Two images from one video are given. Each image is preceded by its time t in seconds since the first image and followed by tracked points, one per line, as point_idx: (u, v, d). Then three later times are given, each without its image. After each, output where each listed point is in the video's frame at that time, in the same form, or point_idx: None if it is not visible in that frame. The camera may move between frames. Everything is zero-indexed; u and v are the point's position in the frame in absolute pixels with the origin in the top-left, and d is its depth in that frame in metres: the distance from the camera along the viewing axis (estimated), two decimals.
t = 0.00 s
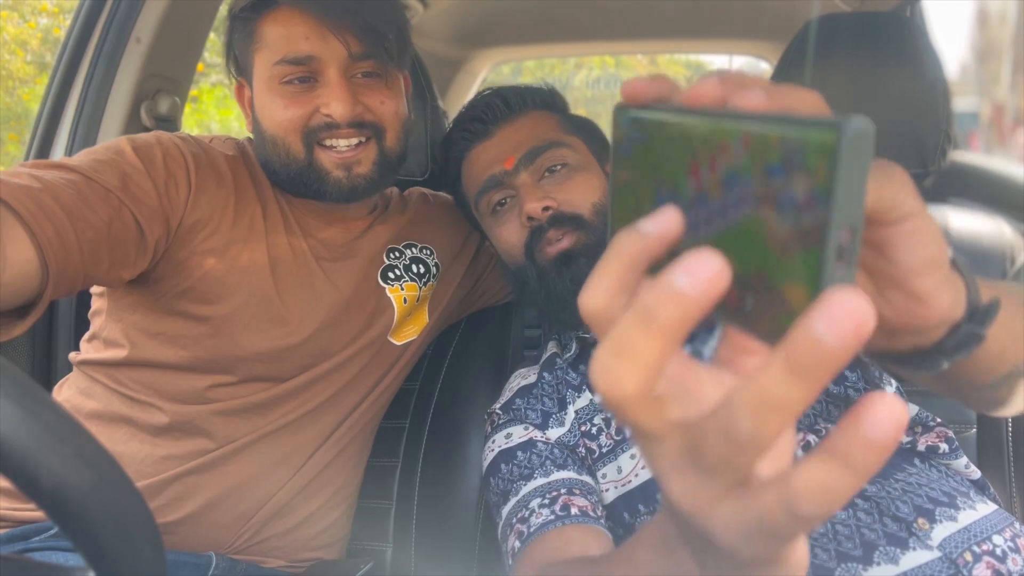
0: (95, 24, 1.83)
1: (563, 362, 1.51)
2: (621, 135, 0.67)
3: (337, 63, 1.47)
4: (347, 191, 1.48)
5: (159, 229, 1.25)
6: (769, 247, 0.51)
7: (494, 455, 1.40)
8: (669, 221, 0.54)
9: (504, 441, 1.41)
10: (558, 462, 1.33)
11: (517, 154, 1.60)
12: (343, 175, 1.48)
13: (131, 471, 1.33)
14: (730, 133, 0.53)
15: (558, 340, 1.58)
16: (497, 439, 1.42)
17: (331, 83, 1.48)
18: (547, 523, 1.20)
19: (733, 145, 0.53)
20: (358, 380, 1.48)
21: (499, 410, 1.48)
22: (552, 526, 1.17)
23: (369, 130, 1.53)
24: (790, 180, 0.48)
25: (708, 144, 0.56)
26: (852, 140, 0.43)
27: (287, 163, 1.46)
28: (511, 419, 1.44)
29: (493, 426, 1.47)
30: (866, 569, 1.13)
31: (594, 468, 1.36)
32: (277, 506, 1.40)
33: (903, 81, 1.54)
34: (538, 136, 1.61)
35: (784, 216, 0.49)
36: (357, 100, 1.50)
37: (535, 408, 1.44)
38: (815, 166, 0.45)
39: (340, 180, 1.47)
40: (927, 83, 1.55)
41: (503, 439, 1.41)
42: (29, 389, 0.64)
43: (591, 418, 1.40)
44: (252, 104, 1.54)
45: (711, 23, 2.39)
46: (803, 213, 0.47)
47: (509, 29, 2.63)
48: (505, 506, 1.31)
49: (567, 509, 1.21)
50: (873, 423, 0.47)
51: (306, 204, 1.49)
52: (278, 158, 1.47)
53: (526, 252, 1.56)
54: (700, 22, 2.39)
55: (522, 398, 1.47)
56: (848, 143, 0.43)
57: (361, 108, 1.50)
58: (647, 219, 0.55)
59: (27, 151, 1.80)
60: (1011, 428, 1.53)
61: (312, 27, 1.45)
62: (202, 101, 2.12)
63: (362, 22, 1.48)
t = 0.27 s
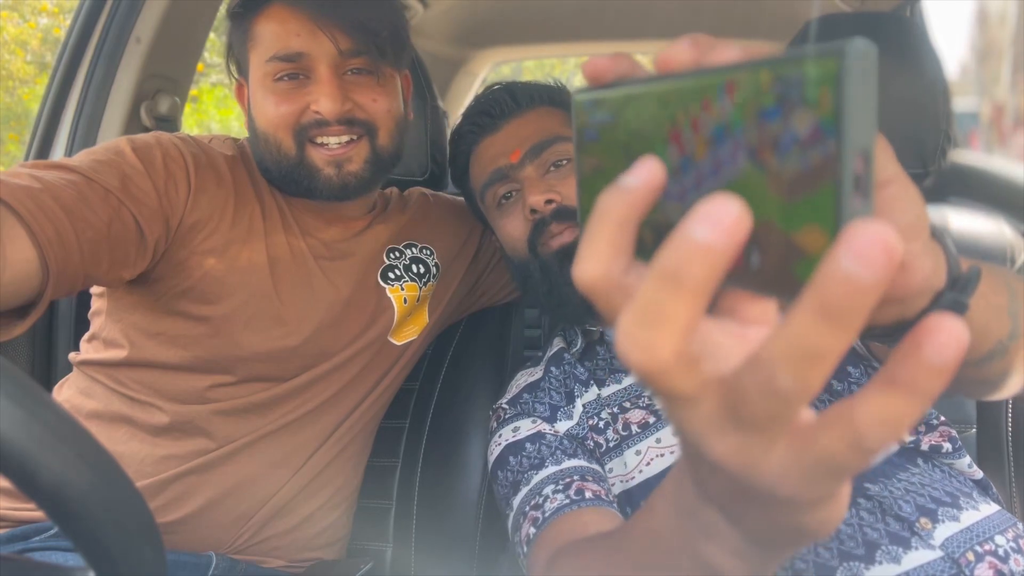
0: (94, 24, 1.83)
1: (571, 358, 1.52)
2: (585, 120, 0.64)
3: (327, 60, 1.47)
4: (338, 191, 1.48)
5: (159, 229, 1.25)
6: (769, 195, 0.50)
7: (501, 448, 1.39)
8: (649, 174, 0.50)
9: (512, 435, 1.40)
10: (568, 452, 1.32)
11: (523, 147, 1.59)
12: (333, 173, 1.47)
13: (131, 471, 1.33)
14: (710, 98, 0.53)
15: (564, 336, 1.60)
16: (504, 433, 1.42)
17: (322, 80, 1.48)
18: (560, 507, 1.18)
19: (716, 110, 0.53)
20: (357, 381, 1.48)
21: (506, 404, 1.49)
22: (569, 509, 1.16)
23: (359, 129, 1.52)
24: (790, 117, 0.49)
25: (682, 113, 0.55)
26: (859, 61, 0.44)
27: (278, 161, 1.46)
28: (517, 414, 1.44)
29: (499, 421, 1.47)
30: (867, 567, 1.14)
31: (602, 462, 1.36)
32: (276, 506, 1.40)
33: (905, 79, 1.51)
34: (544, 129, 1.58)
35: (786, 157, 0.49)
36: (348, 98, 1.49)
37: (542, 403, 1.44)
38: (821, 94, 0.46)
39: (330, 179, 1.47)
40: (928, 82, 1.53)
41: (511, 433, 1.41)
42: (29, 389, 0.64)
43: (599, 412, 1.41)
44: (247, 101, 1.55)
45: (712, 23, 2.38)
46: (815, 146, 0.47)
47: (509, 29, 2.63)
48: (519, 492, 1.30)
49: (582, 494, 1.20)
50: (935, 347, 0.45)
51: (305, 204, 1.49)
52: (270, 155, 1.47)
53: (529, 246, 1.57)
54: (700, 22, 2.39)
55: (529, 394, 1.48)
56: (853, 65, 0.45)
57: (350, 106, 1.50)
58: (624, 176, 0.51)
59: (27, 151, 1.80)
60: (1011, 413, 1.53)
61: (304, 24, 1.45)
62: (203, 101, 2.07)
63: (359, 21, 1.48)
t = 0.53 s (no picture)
0: (95, 24, 1.83)
1: (570, 359, 1.52)
2: (580, 150, 0.63)
3: (328, 61, 1.48)
4: (335, 191, 1.47)
5: (159, 230, 1.25)
6: (766, 218, 0.50)
7: (501, 449, 1.39)
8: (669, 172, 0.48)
9: (512, 436, 1.40)
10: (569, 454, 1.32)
11: (519, 150, 1.59)
12: (331, 174, 1.47)
13: (132, 471, 1.34)
14: (699, 124, 0.53)
15: (563, 337, 1.60)
16: (504, 434, 1.42)
17: (323, 80, 1.48)
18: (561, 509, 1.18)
19: (706, 136, 0.53)
20: (357, 381, 1.48)
21: (506, 405, 1.49)
22: (568, 511, 1.15)
23: (359, 130, 1.52)
24: (779, 142, 0.48)
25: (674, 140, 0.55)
26: (839, 84, 0.43)
27: (276, 162, 1.46)
28: (517, 415, 1.44)
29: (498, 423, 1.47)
30: (867, 567, 1.14)
31: (602, 463, 1.36)
32: (276, 506, 1.40)
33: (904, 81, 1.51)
34: (541, 131, 1.60)
35: (778, 180, 0.49)
36: (349, 99, 1.49)
37: (542, 404, 1.45)
38: (803, 120, 0.45)
39: (329, 180, 1.46)
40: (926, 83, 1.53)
41: (511, 434, 1.41)
42: (29, 389, 0.64)
43: (598, 413, 1.42)
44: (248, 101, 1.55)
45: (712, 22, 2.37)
46: (804, 169, 0.47)
47: (508, 29, 2.63)
48: (518, 496, 1.30)
49: (583, 495, 1.20)
50: (944, 376, 0.45)
51: (305, 205, 1.49)
52: (269, 155, 1.47)
53: (524, 248, 1.57)
54: (699, 22, 2.39)
55: (529, 395, 1.47)
56: (834, 87, 0.44)
57: (351, 107, 1.50)
58: (643, 176, 0.49)
59: (27, 151, 1.80)
60: (1011, 407, 1.54)
61: (306, 25, 1.45)
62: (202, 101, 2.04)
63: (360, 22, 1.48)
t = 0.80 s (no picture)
0: (95, 24, 1.83)
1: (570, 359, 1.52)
2: (586, 154, 0.57)
3: (330, 63, 1.47)
4: (336, 194, 1.47)
5: (160, 230, 1.25)
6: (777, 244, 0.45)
7: (502, 450, 1.39)
8: (595, 253, 0.45)
9: (512, 436, 1.41)
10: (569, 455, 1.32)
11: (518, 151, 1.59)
12: (331, 176, 1.47)
13: (132, 471, 1.34)
14: (706, 145, 0.46)
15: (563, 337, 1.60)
16: (504, 435, 1.42)
17: (324, 83, 1.47)
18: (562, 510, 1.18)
19: (715, 158, 0.46)
20: (358, 382, 1.48)
21: (506, 406, 1.49)
22: (569, 513, 1.15)
23: (360, 133, 1.52)
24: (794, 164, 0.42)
25: (676, 160, 0.49)
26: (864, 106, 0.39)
27: (277, 163, 1.47)
28: (517, 416, 1.45)
29: (499, 423, 1.47)
30: (867, 568, 1.14)
31: (602, 464, 1.36)
32: (277, 505, 1.40)
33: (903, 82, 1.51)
34: (537, 132, 1.58)
35: (792, 205, 0.43)
36: (350, 101, 1.49)
37: (541, 405, 1.45)
38: (828, 142, 0.40)
39: (329, 182, 1.47)
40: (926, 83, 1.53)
41: (511, 435, 1.41)
42: (30, 388, 0.64)
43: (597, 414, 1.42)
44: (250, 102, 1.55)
45: (714, 21, 2.37)
46: (821, 194, 0.41)
47: (509, 28, 2.62)
48: (518, 498, 1.30)
49: (583, 496, 1.20)
50: (954, 396, 0.45)
51: (306, 206, 1.49)
52: (269, 156, 1.47)
53: (523, 248, 1.57)
54: (699, 22, 2.39)
55: (528, 396, 1.48)
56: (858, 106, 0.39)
57: (352, 110, 1.49)
58: (573, 257, 0.46)
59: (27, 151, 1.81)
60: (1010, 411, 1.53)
61: (309, 26, 1.45)
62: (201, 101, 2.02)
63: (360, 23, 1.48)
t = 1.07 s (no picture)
0: (95, 25, 1.83)
1: (571, 359, 1.52)
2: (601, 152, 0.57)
3: (331, 64, 1.47)
4: (337, 196, 1.48)
5: (160, 231, 1.25)
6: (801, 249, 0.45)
7: (503, 450, 1.39)
8: (634, 267, 0.43)
9: (513, 436, 1.41)
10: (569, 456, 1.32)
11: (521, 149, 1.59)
12: (331, 176, 1.47)
13: (132, 471, 1.33)
14: (729, 146, 0.46)
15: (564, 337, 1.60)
16: (505, 434, 1.42)
17: (324, 84, 1.47)
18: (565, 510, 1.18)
19: (739, 158, 0.46)
20: (358, 382, 1.48)
21: (507, 406, 1.49)
22: (573, 513, 1.15)
23: (360, 134, 1.52)
24: (824, 166, 0.42)
25: (698, 160, 0.48)
26: (899, 105, 0.38)
27: (277, 164, 1.47)
28: (518, 416, 1.45)
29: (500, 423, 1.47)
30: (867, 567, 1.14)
31: (603, 463, 1.36)
32: (276, 506, 1.40)
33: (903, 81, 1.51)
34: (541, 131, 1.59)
35: (823, 208, 0.43)
36: (350, 102, 1.49)
37: (543, 405, 1.45)
38: (863, 142, 0.40)
39: (329, 183, 1.47)
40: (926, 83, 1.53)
41: (512, 434, 1.41)
42: (30, 389, 0.64)
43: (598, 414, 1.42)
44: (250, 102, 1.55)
45: (714, 21, 2.37)
46: (849, 195, 0.41)
47: (509, 28, 2.62)
48: (519, 499, 1.30)
49: (586, 496, 1.20)
50: (984, 397, 0.44)
51: (306, 206, 1.49)
52: (269, 157, 1.47)
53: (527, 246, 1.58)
54: (699, 22, 2.40)
55: (530, 395, 1.48)
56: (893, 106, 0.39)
57: (353, 111, 1.50)
58: (610, 269, 0.44)
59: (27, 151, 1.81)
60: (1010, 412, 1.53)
61: (309, 27, 1.45)
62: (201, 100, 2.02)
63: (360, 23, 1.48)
